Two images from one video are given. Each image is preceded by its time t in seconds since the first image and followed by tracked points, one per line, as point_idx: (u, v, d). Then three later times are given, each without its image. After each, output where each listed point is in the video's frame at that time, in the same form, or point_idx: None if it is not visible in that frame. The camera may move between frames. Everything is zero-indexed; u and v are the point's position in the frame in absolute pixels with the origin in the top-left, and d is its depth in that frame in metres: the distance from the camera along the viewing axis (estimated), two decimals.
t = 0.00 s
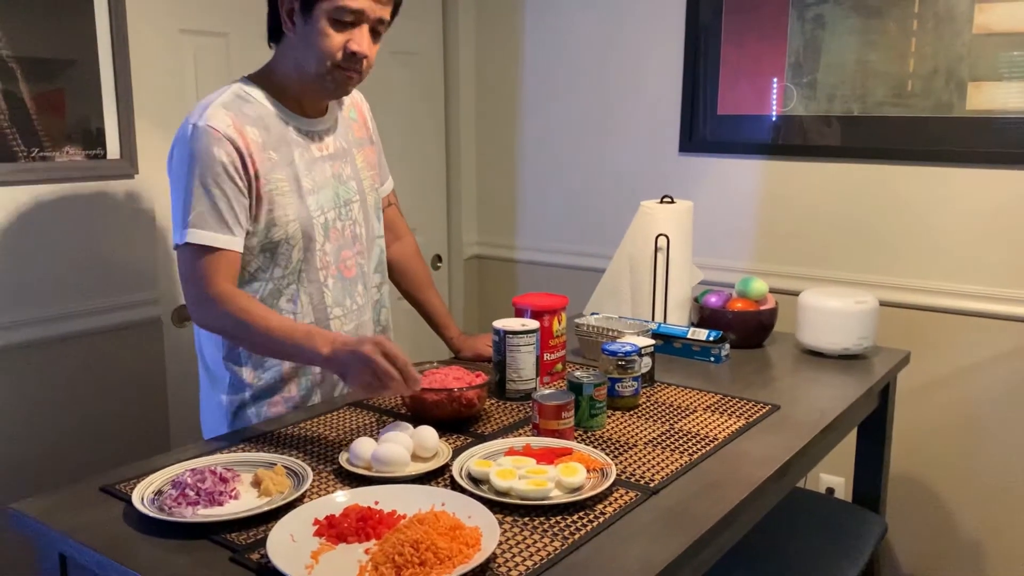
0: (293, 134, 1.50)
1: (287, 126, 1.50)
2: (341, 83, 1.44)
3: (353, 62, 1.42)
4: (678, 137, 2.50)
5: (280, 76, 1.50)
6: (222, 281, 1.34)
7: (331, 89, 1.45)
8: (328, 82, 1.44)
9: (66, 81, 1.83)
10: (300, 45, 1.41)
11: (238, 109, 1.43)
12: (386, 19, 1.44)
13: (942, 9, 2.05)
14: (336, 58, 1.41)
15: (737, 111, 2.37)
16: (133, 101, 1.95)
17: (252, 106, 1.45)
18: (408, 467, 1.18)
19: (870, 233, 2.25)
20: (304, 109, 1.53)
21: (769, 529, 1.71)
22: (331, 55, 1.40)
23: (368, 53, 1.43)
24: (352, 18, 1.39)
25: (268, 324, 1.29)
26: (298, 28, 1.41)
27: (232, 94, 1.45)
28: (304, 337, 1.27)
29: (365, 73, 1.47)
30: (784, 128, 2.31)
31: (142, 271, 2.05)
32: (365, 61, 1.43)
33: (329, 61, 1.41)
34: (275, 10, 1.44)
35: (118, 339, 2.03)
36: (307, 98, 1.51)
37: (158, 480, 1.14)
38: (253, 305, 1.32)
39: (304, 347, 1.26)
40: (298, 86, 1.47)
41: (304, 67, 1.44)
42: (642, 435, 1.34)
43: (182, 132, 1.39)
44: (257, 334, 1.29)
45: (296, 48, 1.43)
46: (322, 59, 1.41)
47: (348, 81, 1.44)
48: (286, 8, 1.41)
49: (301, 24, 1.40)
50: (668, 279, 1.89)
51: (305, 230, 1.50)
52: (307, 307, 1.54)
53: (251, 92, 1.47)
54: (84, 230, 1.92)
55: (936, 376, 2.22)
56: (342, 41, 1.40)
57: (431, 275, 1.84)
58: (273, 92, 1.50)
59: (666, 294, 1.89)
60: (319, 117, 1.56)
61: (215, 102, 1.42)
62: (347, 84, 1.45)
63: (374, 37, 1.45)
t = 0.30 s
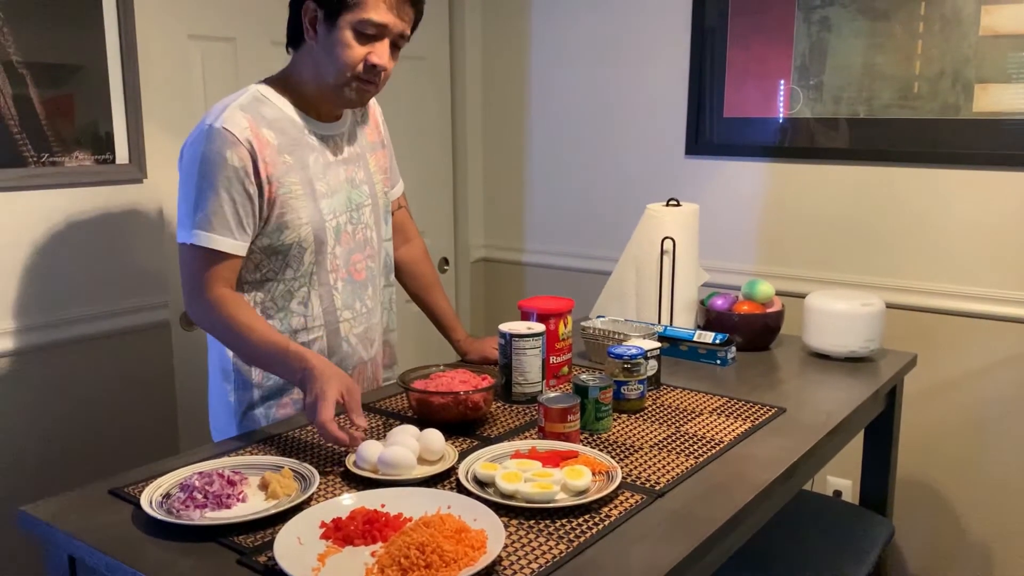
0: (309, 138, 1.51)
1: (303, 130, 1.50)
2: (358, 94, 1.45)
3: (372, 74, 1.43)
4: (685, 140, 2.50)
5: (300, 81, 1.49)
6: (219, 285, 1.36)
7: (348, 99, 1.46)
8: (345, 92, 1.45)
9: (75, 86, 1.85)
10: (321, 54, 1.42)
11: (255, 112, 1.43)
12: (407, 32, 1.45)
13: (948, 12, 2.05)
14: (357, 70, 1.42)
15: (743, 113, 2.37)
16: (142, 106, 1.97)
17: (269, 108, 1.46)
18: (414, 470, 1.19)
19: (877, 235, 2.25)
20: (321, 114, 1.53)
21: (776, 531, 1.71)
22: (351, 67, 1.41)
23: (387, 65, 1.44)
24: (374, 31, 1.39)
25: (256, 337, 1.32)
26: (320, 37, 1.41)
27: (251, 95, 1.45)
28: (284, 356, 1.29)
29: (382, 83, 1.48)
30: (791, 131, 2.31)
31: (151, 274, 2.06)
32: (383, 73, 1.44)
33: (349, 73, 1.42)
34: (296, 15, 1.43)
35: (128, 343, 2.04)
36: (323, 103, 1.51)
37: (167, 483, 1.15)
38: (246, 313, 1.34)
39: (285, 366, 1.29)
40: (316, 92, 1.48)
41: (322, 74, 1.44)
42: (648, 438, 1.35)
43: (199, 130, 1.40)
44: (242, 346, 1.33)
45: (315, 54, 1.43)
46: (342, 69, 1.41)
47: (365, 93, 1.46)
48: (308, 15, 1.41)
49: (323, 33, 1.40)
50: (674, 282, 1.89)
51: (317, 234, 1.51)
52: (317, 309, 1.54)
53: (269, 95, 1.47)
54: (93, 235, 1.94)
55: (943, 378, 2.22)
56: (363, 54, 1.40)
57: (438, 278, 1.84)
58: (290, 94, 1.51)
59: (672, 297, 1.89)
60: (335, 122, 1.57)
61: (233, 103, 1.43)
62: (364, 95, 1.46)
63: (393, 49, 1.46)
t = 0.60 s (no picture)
0: (311, 143, 1.51)
1: (306, 135, 1.51)
2: (358, 95, 1.44)
3: (367, 72, 1.42)
4: (693, 142, 2.50)
5: (302, 89, 1.51)
6: (243, 294, 1.37)
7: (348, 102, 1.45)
8: (345, 94, 1.44)
9: (87, 91, 1.86)
10: (317, 58, 1.42)
11: (258, 120, 1.44)
12: (399, 28, 1.44)
13: (958, 13, 2.04)
14: (351, 70, 1.41)
15: (751, 115, 2.37)
16: (152, 110, 1.98)
17: (272, 116, 1.47)
18: (423, 473, 1.19)
19: (887, 237, 2.24)
20: (325, 118, 1.54)
21: (786, 535, 1.70)
22: (345, 67, 1.41)
23: (382, 62, 1.43)
24: (364, 29, 1.39)
25: (271, 351, 1.33)
26: (314, 41, 1.42)
27: (253, 104, 1.47)
28: (294, 377, 1.31)
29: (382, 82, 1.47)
30: (799, 133, 2.30)
31: (163, 277, 2.07)
32: (379, 70, 1.44)
33: (344, 73, 1.41)
34: (293, 25, 1.45)
35: (140, 346, 2.05)
36: (326, 107, 1.52)
37: (177, 486, 1.16)
38: (264, 322, 1.35)
39: (294, 388, 1.31)
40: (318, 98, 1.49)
41: (323, 79, 1.45)
42: (657, 442, 1.34)
43: (203, 142, 1.41)
44: (256, 359, 1.35)
45: (313, 59, 1.44)
46: (337, 70, 1.42)
47: (365, 94, 1.45)
48: (302, 21, 1.42)
49: (316, 37, 1.41)
50: (683, 285, 1.88)
51: (325, 236, 1.51)
52: (327, 311, 1.55)
53: (272, 103, 1.49)
54: (105, 237, 1.95)
55: (954, 381, 2.21)
56: (356, 52, 1.40)
57: (447, 280, 1.85)
58: (294, 102, 1.52)
59: (681, 300, 1.89)
60: (339, 126, 1.57)
61: (236, 112, 1.44)
62: (364, 96, 1.45)
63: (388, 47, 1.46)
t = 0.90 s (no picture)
0: (308, 147, 1.51)
1: (309, 139, 1.52)
2: (354, 94, 1.45)
3: (359, 69, 1.43)
4: (698, 144, 2.50)
5: (302, 93, 1.50)
6: (244, 297, 1.37)
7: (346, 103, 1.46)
8: (341, 95, 1.45)
9: (92, 94, 1.87)
10: (310, 62, 1.45)
11: (259, 124, 1.45)
12: (387, 20, 1.45)
13: (964, 14, 2.03)
14: (342, 68, 1.43)
15: (756, 117, 2.37)
16: (157, 113, 1.98)
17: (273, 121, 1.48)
18: (422, 476, 1.19)
19: (892, 239, 2.23)
20: (328, 123, 1.54)
21: (791, 539, 1.70)
22: (336, 67, 1.42)
23: (373, 56, 1.44)
24: (349, 25, 1.41)
25: (273, 357, 1.34)
26: (306, 46, 1.45)
27: (254, 109, 1.47)
28: (294, 384, 1.32)
29: (379, 78, 1.48)
30: (804, 135, 2.30)
31: (169, 279, 2.07)
32: (372, 64, 1.44)
33: (336, 72, 1.43)
34: (287, 36, 1.48)
35: (145, 348, 2.06)
36: (329, 112, 1.52)
37: (182, 489, 1.16)
38: (267, 327, 1.36)
39: (295, 390, 1.32)
40: (318, 103, 1.49)
41: (319, 85, 1.46)
42: (662, 445, 1.34)
43: (206, 147, 1.42)
44: (259, 363, 1.36)
45: (306, 67, 1.46)
46: (330, 71, 1.43)
47: (362, 92, 1.45)
48: (293, 30, 1.46)
49: (307, 42, 1.44)
50: (688, 287, 1.88)
51: (328, 238, 1.51)
52: (330, 313, 1.55)
53: (274, 106, 1.50)
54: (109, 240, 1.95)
55: (960, 383, 2.20)
56: (345, 49, 1.42)
57: (451, 283, 1.85)
58: (296, 107, 1.51)
59: (686, 303, 1.89)
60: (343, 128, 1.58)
61: (237, 117, 1.44)
62: (361, 95, 1.46)
63: (379, 41, 1.46)
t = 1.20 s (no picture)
0: (313, 151, 1.52)
1: (313, 143, 1.52)
2: (347, 85, 1.45)
3: (348, 59, 1.43)
4: (703, 147, 2.49)
5: (304, 95, 1.51)
6: (247, 301, 1.38)
7: (341, 96, 1.46)
8: (336, 88, 1.45)
9: (100, 99, 1.87)
10: (303, 61, 1.46)
11: (262, 128, 1.46)
12: (374, 9, 1.45)
13: (970, 16, 2.03)
14: (332, 60, 1.43)
15: (761, 120, 2.37)
16: (164, 118, 1.99)
17: (276, 125, 1.49)
18: (417, 480, 1.20)
19: (898, 242, 2.23)
20: (330, 124, 1.54)
21: (798, 542, 1.69)
22: (326, 61, 1.43)
23: (362, 44, 1.43)
24: (334, 17, 1.42)
25: (277, 361, 1.34)
26: (300, 48, 1.47)
27: (258, 113, 1.48)
28: (299, 390, 1.32)
29: (374, 68, 1.47)
30: (809, 137, 2.30)
31: (175, 282, 2.08)
32: (362, 54, 1.44)
33: (327, 66, 1.44)
34: (285, 45, 1.52)
35: (152, 352, 2.06)
36: (330, 112, 1.52)
37: (189, 493, 1.16)
38: (272, 331, 1.36)
39: (299, 394, 1.32)
40: (318, 102, 1.49)
41: (315, 84, 1.47)
42: (668, 448, 1.34)
43: (211, 152, 1.43)
44: (265, 368, 1.36)
45: (302, 68, 1.48)
46: (322, 66, 1.44)
47: (355, 82, 1.45)
48: (288, 35, 1.49)
49: (299, 43, 1.46)
50: (694, 290, 1.88)
51: (331, 242, 1.51)
52: (334, 317, 1.55)
53: (277, 110, 1.50)
54: (117, 243, 1.96)
55: (967, 386, 2.19)
56: (333, 42, 1.42)
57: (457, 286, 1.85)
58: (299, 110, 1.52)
59: (692, 306, 1.89)
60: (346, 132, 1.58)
61: (240, 121, 1.45)
62: (355, 86, 1.46)
63: (369, 31, 1.46)
